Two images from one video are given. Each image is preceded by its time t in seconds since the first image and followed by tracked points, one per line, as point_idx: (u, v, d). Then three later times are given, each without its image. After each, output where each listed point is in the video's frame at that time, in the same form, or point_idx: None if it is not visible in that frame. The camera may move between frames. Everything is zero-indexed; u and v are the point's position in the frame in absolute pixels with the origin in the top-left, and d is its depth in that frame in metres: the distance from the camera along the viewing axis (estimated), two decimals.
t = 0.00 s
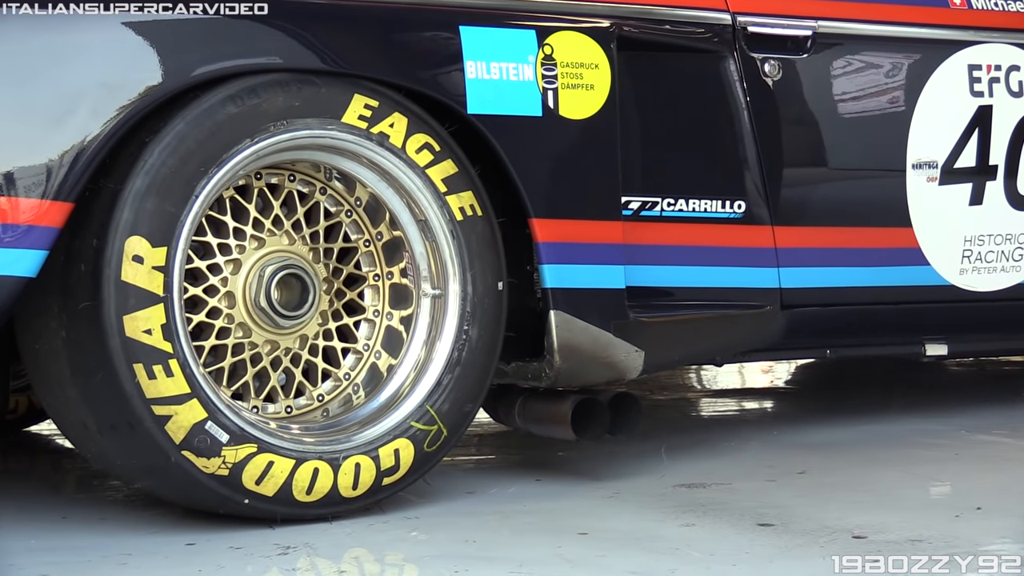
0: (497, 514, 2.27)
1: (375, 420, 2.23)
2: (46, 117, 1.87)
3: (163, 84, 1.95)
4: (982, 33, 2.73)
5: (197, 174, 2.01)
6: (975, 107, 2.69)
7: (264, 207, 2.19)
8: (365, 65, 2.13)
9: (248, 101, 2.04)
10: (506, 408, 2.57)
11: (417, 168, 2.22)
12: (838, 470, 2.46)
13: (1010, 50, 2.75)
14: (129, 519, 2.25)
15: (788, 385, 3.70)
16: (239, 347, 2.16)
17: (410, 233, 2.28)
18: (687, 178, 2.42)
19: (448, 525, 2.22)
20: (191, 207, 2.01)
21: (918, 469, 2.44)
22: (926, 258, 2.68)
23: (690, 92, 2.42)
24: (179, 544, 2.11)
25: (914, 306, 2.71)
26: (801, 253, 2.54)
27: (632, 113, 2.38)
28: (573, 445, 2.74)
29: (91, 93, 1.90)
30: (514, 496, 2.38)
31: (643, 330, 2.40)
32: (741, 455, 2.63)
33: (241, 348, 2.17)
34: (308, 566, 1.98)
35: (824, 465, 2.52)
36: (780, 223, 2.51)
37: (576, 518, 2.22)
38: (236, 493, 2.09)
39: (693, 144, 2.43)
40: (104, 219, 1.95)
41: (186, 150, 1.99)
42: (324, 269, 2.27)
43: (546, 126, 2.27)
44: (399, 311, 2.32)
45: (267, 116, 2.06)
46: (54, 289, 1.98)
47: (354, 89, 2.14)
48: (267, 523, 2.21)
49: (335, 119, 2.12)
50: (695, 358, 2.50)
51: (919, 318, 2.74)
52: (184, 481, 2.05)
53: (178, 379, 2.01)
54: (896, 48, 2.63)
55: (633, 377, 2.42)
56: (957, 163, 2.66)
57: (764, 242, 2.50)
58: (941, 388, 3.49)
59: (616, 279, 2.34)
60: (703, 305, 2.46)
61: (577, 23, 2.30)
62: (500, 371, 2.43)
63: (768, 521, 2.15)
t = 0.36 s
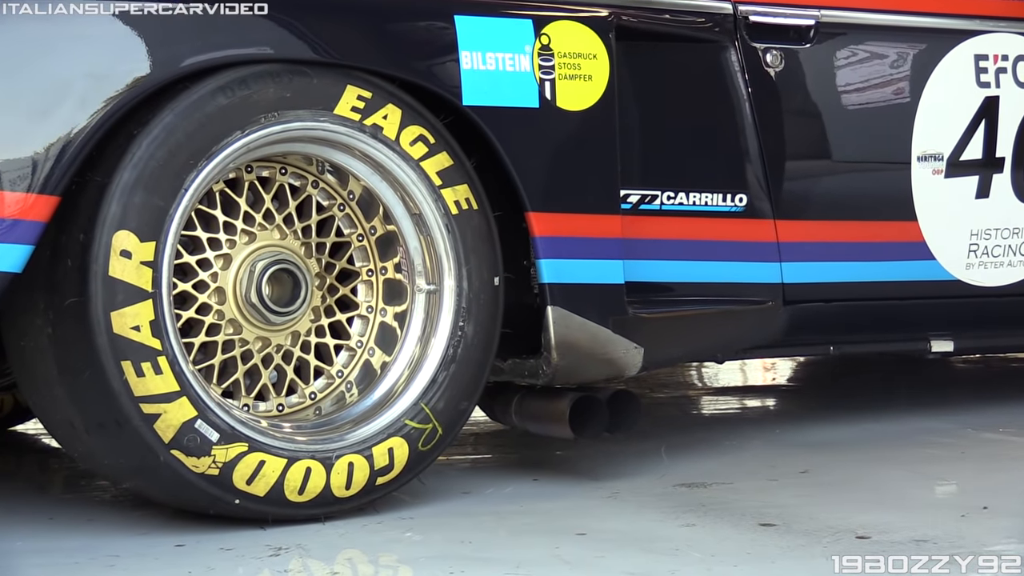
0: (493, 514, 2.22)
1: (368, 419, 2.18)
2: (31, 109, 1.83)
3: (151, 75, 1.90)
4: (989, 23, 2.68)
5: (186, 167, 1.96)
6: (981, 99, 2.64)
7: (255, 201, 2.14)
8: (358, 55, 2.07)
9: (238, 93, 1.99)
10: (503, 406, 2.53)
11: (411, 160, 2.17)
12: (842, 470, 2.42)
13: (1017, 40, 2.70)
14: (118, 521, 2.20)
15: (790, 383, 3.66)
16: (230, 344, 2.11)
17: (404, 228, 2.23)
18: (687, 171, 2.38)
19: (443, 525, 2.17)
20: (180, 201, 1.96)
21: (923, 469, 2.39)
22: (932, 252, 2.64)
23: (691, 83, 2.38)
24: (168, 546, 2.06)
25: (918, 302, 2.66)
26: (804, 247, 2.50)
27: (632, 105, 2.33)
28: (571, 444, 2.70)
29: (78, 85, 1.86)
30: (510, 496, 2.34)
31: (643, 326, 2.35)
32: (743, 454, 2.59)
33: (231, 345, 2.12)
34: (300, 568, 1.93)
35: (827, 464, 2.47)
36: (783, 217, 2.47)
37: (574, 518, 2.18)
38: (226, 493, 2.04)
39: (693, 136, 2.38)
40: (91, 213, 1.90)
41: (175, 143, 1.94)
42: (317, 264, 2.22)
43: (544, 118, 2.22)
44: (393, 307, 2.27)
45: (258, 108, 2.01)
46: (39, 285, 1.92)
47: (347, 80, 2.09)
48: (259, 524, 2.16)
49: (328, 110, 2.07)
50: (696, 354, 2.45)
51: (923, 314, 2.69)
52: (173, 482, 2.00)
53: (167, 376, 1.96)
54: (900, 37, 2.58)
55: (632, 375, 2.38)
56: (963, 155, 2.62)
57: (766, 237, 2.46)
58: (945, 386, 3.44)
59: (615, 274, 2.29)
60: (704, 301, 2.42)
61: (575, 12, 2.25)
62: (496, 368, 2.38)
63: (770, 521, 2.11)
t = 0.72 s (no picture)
0: (490, 515, 2.18)
1: (362, 417, 2.13)
2: (18, 100, 1.78)
3: (140, 66, 1.85)
4: (997, 12, 2.64)
5: (176, 160, 1.91)
6: (989, 90, 2.60)
7: (246, 194, 2.09)
8: (351, 45, 2.02)
9: (229, 84, 1.94)
10: (501, 404, 2.49)
11: (406, 152, 2.13)
12: (846, 469, 2.38)
13: None
14: (105, 521, 2.15)
15: (792, 381, 3.61)
16: (221, 341, 2.07)
17: (399, 221, 2.18)
18: (688, 164, 2.33)
19: (439, 526, 2.12)
20: (170, 194, 1.91)
21: (929, 468, 2.35)
22: (938, 247, 2.59)
23: (692, 74, 2.33)
24: (158, 546, 2.02)
25: (924, 297, 2.62)
26: (808, 242, 2.45)
27: (632, 96, 2.28)
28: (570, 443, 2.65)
29: (65, 75, 1.81)
30: (507, 496, 2.29)
31: (643, 322, 2.31)
32: (744, 453, 2.54)
33: (222, 342, 2.07)
34: (293, 569, 1.88)
35: (831, 463, 2.43)
36: (786, 211, 2.42)
37: (572, 519, 2.13)
38: (217, 493, 1.99)
39: (695, 128, 2.34)
40: (79, 207, 1.85)
41: (165, 134, 1.89)
42: (310, 258, 2.17)
43: (542, 110, 2.17)
44: (388, 303, 2.22)
45: (249, 99, 1.96)
46: (27, 280, 1.87)
47: (340, 71, 2.04)
48: (250, 524, 2.11)
49: (321, 101, 2.02)
50: (697, 351, 2.41)
51: (928, 310, 2.65)
52: (163, 481, 1.95)
53: (157, 373, 1.91)
54: (906, 27, 2.54)
55: (632, 372, 2.33)
56: (971, 148, 2.57)
57: (769, 231, 2.41)
58: (949, 384, 3.40)
59: (615, 269, 2.24)
60: (705, 297, 2.37)
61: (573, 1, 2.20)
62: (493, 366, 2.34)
63: (774, 522, 2.06)
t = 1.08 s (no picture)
0: (488, 514, 2.13)
1: (357, 415, 2.09)
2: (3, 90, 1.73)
3: (130, 56, 1.80)
4: (1005, 2, 2.59)
5: (167, 151, 1.86)
6: (998, 80, 2.55)
7: (238, 186, 2.04)
8: (346, 34, 1.98)
9: (221, 74, 1.89)
10: (498, 402, 2.45)
11: (402, 144, 2.08)
12: (851, 468, 2.33)
13: None
14: (94, 521, 2.11)
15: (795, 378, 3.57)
16: (212, 336, 2.02)
17: (395, 215, 2.13)
18: (691, 156, 2.28)
19: (436, 525, 2.08)
20: (161, 185, 1.86)
21: (936, 468, 2.31)
22: (945, 242, 2.55)
23: (695, 64, 2.28)
24: (148, 547, 1.97)
25: (930, 293, 2.57)
26: (813, 236, 2.41)
27: (633, 87, 2.24)
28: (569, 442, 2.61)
29: (51, 64, 1.76)
30: (505, 495, 2.25)
31: (644, 318, 2.26)
32: (746, 451, 2.50)
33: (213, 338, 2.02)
34: (286, 569, 1.84)
35: (835, 462, 2.38)
36: (790, 205, 2.37)
37: (572, 519, 2.09)
38: (209, 492, 1.94)
39: (697, 119, 2.29)
40: (67, 199, 1.80)
41: (155, 125, 1.84)
42: (303, 252, 2.12)
43: (541, 101, 2.12)
44: (383, 298, 2.18)
45: (241, 89, 1.91)
46: (13, 275, 1.82)
47: (334, 60, 1.99)
48: (243, 524, 2.07)
49: (315, 92, 1.97)
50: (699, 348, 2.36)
51: (934, 306, 2.60)
52: (154, 481, 1.90)
53: (147, 370, 1.86)
54: (913, 17, 2.49)
55: (632, 368, 2.29)
56: (979, 140, 2.52)
57: (772, 225, 2.36)
58: (954, 381, 3.35)
59: (615, 264, 2.20)
60: (707, 292, 2.33)
61: None
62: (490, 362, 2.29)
63: (777, 522, 2.02)
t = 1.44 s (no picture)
0: (487, 514, 2.09)
1: (353, 412, 2.04)
2: None
3: (121, 45, 1.76)
4: None
5: (159, 142, 1.81)
6: (1009, 70, 2.51)
7: (232, 178, 1.99)
8: (342, 22, 1.93)
9: (214, 63, 1.84)
10: (496, 399, 2.40)
11: (399, 135, 2.03)
12: (858, 468, 2.29)
13: None
14: (85, 520, 2.06)
15: (800, 375, 3.53)
16: (205, 332, 1.97)
17: (392, 207, 2.09)
18: (695, 148, 2.24)
19: (434, 525, 2.04)
20: (153, 177, 1.81)
21: (944, 467, 2.26)
22: (955, 235, 2.50)
23: (699, 53, 2.24)
24: (140, 546, 1.93)
25: (937, 289, 2.53)
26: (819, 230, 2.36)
27: (635, 77, 2.19)
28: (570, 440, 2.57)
29: (40, 53, 1.72)
30: (504, 494, 2.21)
31: (647, 313, 2.22)
32: (750, 450, 2.46)
33: (206, 333, 1.98)
34: (280, 569, 1.80)
35: (841, 461, 2.34)
36: (796, 197, 2.33)
37: (572, 518, 2.04)
38: (201, 491, 1.90)
39: (701, 110, 2.24)
40: (57, 192, 1.75)
41: (147, 116, 1.79)
42: (298, 246, 2.08)
43: (541, 91, 2.08)
44: (379, 293, 2.13)
45: (235, 79, 1.86)
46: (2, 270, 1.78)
47: (330, 49, 1.94)
48: (237, 523, 2.02)
49: (310, 81, 1.93)
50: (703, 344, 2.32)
51: (942, 301, 2.56)
52: (145, 480, 1.86)
53: (138, 366, 1.82)
54: (921, 6, 2.45)
55: (635, 365, 2.24)
56: (989, 131, 2.48)
57: (778, 218, 2.32)
58: (962, 379, 3.31)
59: (617, 258, 2.15)
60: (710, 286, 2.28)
61: None
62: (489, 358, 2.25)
63: (782, 522, 1.98)
